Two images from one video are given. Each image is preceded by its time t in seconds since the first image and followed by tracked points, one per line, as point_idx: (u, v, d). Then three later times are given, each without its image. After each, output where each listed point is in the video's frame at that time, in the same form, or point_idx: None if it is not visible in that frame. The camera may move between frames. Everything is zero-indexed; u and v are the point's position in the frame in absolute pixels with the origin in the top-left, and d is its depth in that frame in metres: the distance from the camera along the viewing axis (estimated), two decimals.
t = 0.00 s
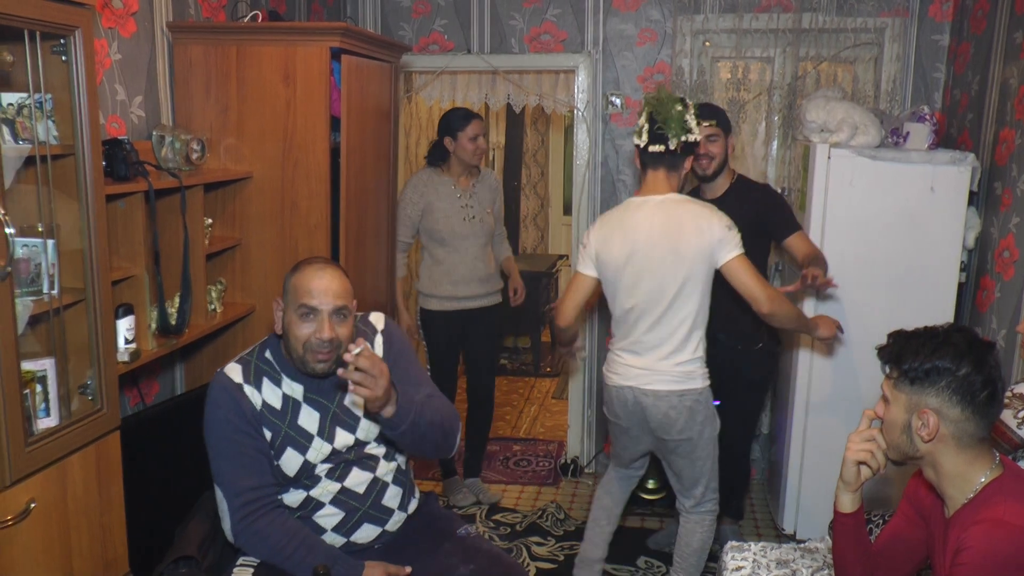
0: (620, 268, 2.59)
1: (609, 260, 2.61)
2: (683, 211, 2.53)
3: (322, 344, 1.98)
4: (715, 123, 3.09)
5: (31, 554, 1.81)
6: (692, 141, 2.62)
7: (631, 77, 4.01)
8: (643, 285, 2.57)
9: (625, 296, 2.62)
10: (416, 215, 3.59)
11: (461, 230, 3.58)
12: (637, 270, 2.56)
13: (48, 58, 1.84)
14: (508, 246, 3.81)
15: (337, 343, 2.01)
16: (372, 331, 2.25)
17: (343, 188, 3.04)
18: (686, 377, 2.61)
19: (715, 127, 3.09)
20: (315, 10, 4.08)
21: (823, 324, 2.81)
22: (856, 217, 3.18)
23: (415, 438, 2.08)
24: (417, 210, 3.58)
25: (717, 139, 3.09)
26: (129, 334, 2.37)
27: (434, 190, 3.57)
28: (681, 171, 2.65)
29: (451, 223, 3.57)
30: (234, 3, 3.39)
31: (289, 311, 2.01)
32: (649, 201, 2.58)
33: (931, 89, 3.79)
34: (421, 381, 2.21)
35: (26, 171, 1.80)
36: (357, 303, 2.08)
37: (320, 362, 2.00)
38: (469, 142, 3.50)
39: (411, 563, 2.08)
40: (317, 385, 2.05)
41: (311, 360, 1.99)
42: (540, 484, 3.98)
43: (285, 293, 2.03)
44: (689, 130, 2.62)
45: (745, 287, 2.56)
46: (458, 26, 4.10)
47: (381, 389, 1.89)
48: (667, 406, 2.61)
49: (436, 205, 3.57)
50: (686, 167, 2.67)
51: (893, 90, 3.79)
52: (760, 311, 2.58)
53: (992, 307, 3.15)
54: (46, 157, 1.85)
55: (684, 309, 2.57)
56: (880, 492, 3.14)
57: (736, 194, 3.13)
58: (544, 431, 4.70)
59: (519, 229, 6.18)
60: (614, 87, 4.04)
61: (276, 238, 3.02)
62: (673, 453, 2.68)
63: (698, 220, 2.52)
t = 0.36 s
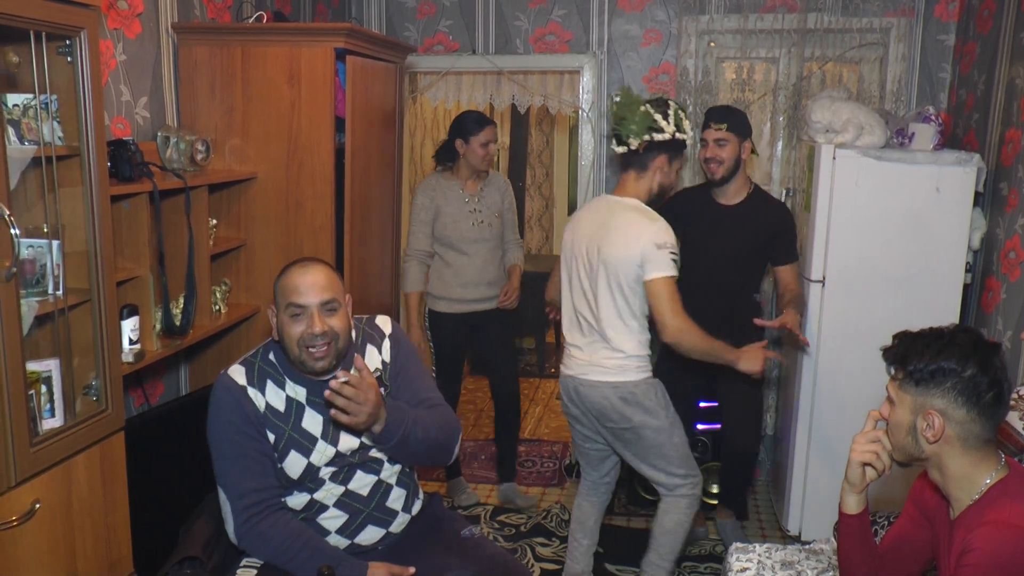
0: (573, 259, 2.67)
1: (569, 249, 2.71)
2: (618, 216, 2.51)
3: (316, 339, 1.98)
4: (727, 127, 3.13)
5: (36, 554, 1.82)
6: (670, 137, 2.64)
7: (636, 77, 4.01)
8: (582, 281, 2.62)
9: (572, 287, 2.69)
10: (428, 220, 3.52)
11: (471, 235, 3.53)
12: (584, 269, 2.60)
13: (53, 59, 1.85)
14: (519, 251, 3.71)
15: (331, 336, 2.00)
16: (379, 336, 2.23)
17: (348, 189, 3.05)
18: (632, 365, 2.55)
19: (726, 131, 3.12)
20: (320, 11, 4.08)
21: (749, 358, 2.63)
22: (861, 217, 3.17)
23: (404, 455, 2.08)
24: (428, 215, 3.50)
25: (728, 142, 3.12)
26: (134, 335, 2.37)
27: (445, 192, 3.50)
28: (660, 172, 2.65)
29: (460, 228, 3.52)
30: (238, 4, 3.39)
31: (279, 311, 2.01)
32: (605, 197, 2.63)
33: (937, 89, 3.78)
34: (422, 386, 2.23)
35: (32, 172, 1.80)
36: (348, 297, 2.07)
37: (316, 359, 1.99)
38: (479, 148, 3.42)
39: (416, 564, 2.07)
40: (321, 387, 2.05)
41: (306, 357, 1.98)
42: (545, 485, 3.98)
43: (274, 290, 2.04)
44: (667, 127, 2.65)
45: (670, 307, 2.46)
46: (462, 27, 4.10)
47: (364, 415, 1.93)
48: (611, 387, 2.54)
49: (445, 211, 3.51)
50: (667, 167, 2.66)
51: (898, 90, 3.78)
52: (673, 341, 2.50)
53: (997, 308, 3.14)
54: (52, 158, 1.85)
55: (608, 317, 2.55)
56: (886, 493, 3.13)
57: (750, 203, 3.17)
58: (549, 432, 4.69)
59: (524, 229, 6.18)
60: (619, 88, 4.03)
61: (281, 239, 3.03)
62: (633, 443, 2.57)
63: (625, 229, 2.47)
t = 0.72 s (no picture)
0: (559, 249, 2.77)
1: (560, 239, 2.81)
2: (585, 208, 2.59)
3: (319, 342, 1.97)
4: (752, 124, 3.15)
5: (34, 554, 1.81)
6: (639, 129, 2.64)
7: (637, 76, 4.00)
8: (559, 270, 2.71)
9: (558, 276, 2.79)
10: (453, 226, 3.49)
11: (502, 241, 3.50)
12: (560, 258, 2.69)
13: (52, 56, 1.84)
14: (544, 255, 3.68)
15: (335, 339, 1.99)
16: (380, 335, 2.22)
17: (347, 187, 3.04)
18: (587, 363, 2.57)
19: (751, 129, 3.14)
20: (320, 9, 4.07)
21: (687, 367, 2.44)
22: (863, 217, 3.16)
23: (401, 448, 2.06)
24: (455, 220, 3.48)
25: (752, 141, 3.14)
26: (133, 334, 2.36)
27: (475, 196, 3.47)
28: (633, 163, 2.64)
29: (492, 235, 3.49)
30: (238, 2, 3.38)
31: (282, 313, 2.00)
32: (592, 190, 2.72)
33: (939, 89, 3.77)
34: (425, 384, 2.22)
35: (30, 170, 1.79)
36: (350, 299, 2.06)
37: (317, 360, 1.97)
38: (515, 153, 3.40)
39: (416, 564, 2.06)
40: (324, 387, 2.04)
41: (310, 359, 1.98)
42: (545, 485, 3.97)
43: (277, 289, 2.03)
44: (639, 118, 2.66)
45: (604, 304, 2.41)
46: (463, 25, 4.09)
47: (353, 397, 1.93)
48: (564, 378, 2.59)
49: (475, 215, 3.48)
50: (643, 159, 2.64)
51: (899, 90, 3.77)
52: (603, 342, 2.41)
53: (999, 308, 3.13)
54: (50, 156, 1.84)
55: (567, 305, 2.62)
56: (887, 493, 3.12)
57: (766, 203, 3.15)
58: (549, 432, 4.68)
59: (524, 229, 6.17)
60: (620, 87, 4.02)
61: (280, 238, 3.01)
62: (578, 444, 2.59)
63: (584, 222, 2.53)
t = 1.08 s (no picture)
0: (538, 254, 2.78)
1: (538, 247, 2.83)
2: (557, 205, 2.60)
3: (321, 340, 1.96)
4: (766, 120, 3.04)
5: (35, 550, 1.80)
6: (601, 124, 2.73)
7: (638, 72, 3.99)
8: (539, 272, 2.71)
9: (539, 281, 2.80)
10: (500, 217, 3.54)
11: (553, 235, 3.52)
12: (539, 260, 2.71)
13: (51, 52, 1.83)
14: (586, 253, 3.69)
15: (337, 336, 1.98)
16: (381, 332, 2.22)
17: (347, 183, 3.03)
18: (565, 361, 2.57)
19: (764, 125, 3.04)
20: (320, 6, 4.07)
21: (675, 347, 2.34)
22: (864, 213, 3.15)
23: (401, 444, 2.06)
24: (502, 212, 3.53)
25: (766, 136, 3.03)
26: (133, 330, 2.37)
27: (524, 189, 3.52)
28: (598, 158, 2.73)
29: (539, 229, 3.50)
30: None
31: (284, 312, 1.99)
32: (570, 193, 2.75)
33: (940, 85, 3.76)
34: (426, 380, 2.22)
35: (30, 165, 1.79)
36: (351, 295, 2.06)
37: (319, 356, 1.96)
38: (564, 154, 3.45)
39: (417, 561, 2.06)
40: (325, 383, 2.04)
41: (314, 356, 1.97)
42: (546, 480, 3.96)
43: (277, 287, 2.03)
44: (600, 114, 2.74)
45: (581, 296, 2.39)
46: (464, 20, 4.08)
47: (352, 390, 1.93)
48: (543, 377, 2.61)
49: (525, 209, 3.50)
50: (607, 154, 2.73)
51: (901, 85, 3.76)
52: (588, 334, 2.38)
53: (1000, 304, 3.12)
54: (50, 152, 1.84)
55: (546, 305, 2.63)
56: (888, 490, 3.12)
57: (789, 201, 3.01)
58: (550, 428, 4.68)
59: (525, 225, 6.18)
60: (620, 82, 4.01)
61: (280, 234, 3.01)
62: (556, 443, 2.61)
63: (557, 216, 2.54)
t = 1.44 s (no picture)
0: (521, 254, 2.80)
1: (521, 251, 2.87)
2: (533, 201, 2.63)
3: (323, 337, 1.97)
4: (765, 109, 3.04)
5: (36, 548, 1.81)
6: (565, 119, 2.77)
7: (638, 70, 4.00)
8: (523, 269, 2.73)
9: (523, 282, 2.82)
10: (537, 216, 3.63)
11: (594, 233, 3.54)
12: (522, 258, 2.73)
13: (52, 50, 1.84)
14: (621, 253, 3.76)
15: (338, 333, 1.98)
16: (383, 330, 2.23)
17: (348, 182, 3.04)
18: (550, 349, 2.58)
19: (764, 114, 3.03)
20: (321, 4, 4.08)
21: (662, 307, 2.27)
22: (864, 210, 3.15)
23: (402, 442, 2.06)
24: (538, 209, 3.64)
25: (765, 125, 3.03)
26: (134, 328, 2.38)
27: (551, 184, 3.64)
28: (565, 150, 2.77)
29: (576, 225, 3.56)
30: None
31: (285, 309, 2.00)
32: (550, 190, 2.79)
33: (940, 82, 3.76)
34: (428, 377, 2.23)
35: (31, 164, 1.79)
36: (352, 293, 2.06)
37: (321, 355, 1.96)
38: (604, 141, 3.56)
39: (418, 559, 2.07)
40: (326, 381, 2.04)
41: (316, 354, 1.97)
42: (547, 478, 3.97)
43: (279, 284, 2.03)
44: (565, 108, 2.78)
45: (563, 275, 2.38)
46: (464, 18, 4.09)
47: (353, 389, 1.93)
48: (528, 368, 2.63)
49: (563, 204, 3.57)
50: (572, 148, 2.76)
51: (901, 82, 3.77)
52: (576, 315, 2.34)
53: (1000, 301, 3.13)
54: (50, 150, 1.84)
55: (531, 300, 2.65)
56: (887, 487, 3.12)
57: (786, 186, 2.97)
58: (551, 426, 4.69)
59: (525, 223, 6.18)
60: (621, 80, 4.02)
61: (280, 232, 3.02)
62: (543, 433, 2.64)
63: (535, 210, 2.56)
